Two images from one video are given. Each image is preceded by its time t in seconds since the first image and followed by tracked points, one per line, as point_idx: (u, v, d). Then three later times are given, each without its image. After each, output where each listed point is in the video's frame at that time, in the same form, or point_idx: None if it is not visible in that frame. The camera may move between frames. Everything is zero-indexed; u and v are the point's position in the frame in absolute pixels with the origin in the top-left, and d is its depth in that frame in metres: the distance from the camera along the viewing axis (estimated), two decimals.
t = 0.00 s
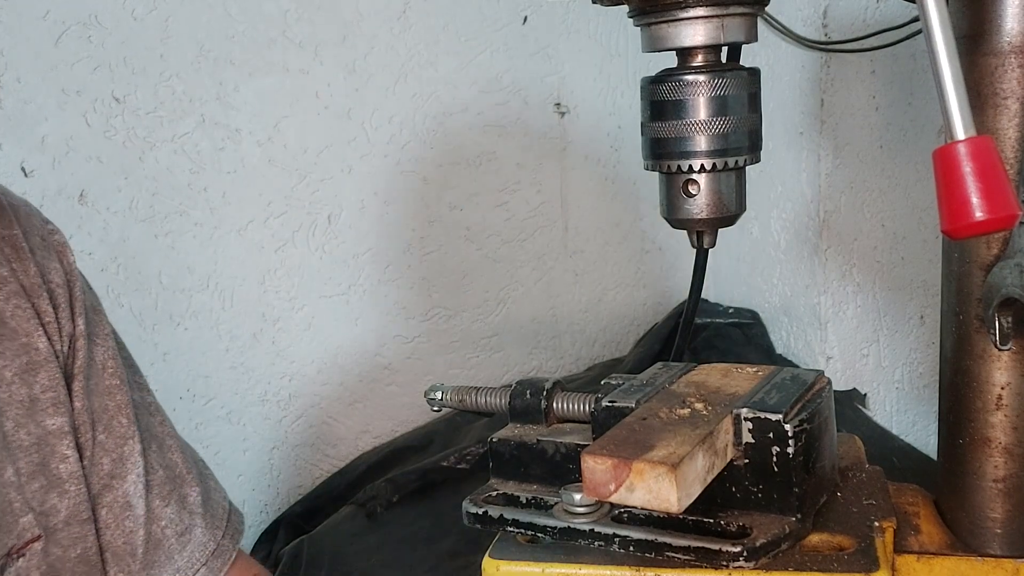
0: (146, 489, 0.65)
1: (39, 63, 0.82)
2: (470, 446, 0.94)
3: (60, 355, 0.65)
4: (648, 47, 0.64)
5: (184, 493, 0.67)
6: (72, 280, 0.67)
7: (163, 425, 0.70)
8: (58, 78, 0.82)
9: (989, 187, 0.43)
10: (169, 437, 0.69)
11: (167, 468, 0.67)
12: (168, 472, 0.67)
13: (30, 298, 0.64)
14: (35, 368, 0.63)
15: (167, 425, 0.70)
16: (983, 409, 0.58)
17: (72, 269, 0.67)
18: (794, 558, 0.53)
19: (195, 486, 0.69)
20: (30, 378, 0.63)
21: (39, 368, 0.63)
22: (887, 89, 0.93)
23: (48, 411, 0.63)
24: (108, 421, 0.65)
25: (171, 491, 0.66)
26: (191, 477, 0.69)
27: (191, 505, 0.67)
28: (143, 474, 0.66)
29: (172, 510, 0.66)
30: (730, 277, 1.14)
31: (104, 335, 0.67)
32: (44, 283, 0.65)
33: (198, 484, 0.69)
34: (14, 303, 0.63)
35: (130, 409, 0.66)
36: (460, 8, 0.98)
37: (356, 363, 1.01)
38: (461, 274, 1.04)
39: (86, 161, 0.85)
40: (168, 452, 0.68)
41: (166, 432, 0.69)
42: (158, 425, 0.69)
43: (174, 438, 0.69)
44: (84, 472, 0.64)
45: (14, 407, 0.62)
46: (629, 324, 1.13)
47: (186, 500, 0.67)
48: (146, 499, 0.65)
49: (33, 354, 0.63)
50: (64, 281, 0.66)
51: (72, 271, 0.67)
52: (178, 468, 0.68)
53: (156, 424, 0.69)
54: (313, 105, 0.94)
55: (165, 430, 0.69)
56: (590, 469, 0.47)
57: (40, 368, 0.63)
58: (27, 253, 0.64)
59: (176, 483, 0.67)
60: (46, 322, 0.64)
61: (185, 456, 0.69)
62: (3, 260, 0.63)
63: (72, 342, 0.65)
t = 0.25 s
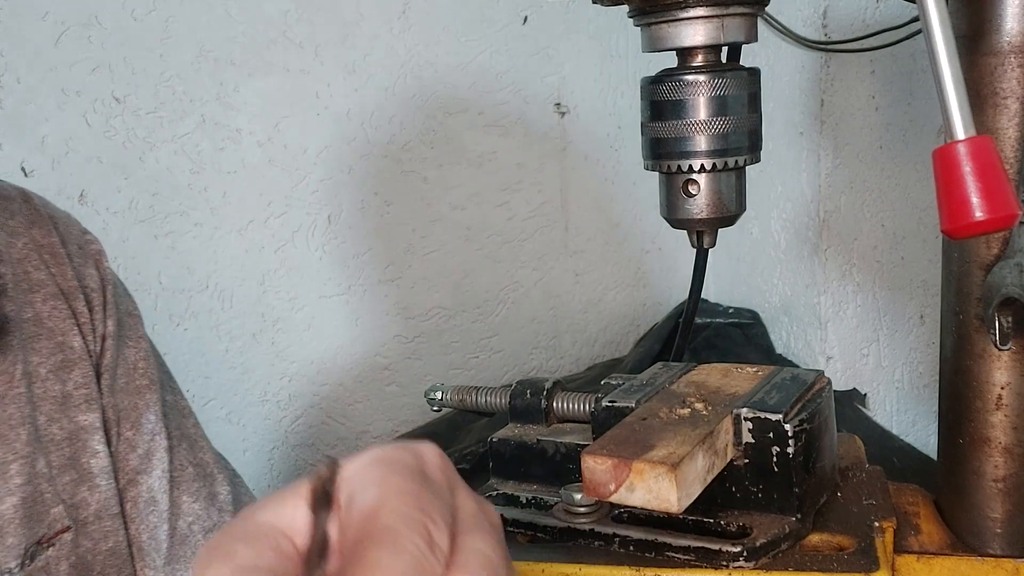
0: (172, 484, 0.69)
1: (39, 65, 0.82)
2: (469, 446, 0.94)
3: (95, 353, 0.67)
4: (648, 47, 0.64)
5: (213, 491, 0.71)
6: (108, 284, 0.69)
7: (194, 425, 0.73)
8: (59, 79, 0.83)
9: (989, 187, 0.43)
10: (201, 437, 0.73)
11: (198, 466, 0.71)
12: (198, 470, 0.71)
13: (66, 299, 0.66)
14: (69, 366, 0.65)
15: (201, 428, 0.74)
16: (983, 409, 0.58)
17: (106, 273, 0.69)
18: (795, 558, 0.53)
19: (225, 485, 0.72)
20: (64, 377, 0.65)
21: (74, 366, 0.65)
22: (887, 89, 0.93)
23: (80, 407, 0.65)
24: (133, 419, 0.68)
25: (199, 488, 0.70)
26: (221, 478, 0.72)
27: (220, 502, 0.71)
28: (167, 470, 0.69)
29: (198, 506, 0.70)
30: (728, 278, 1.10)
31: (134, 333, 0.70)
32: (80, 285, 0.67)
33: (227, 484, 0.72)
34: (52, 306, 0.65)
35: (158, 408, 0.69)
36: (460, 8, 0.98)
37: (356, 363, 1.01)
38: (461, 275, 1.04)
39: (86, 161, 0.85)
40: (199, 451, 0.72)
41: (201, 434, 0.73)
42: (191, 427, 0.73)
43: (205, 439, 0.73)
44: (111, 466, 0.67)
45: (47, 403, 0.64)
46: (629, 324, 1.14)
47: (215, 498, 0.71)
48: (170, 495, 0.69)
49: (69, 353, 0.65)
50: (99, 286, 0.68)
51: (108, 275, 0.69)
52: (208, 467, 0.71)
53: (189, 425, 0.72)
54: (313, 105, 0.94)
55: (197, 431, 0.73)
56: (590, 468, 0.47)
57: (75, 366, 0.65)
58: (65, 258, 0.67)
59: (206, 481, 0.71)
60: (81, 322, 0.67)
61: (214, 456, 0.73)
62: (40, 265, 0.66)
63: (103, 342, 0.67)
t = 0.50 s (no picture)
0: (213, 488, 0.73)
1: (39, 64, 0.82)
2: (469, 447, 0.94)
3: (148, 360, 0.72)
4: (648, 48, 0.64)
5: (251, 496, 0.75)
6: (162, 297, 0.74)
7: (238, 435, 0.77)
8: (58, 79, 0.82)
9: (990, 188, 0.43)
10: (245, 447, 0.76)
11: (239, 472, 0.74)
12: (239, 476, 0.74)
13: (127, 310, 0.71)
14: (126, 371, 0.69)
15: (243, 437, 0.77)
16: (983, 409, 0.58)
17: (162, 289, 0.74)
18: (795, 557, 0.53)
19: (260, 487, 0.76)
20: (122, 381, 0.69)
21: (130, 371, 0.69)
22: (887, 89, 0.93)
23: (137, 410, 0.69)
24: (179, 425, 0.72)
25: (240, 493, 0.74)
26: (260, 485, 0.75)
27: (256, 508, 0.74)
28: (208, 475, 0.72)
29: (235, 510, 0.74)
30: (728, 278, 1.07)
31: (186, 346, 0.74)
32: (138, 296, 0.72)
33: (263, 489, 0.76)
34: (112, 316, 0.70)
35: (205, 416, 0.73)
36: (460, 9, 0.99)
37: (357, 364, 1.01)
38: (461, 275, 1.04)
39: (85, 161, 0.85)
40: (242, 459, 0.75)
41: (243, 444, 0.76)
42: (235, 437, 0.76)
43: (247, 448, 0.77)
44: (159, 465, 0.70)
45: (104, 405, 0.67)
46: (629, 324, 1.14)
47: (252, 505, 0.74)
48: (211, 499, 0.72)
49: (127, 359, 0.69)
50: (155, 298, 0.74)
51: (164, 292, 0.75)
52: (250, 474, 0.75)
53: (233, 436, 0.76)
54: (312, 105, 0.94)
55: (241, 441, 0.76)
56: (590, 468, 0.47)
57: (131, 371, 0.69)
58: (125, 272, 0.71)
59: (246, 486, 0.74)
60: (139, 333, 0.71)
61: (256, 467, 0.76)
62: (103, 276, 0.70)
63: (155, 351, 0.72)
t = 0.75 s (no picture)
0: (241, 488, 0.74)
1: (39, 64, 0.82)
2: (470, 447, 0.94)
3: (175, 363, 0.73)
4: (647, 48, 0.64)
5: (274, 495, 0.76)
6: (190, 300, 0.75)
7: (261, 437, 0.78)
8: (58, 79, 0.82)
9: (990, 187, 0.42)
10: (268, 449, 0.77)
11: (263, 473, 0.76)
12: (263, 476, 0.75)
13: (157, 311, 0.72)
14: (156, 371, 0.70)
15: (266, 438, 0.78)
16: (983, 409, 0.58)
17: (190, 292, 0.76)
18: (795, 557, 0.53)
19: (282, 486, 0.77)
20: (151, 380, 0.70)
21: (160, 370, 0.71)
22: (887, 90, 0.93)
23: (165, 409, 0.70)
24: (205, 425, 0.73)
25: (264, 494, 0.75)
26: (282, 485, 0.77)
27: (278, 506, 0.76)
28: (233, 474, 0.73)
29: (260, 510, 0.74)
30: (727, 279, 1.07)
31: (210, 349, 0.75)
32: (167, 299, 0.74)
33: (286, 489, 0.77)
34: (142, 315, 0.71)
35: (229, 417, 0.74)
36: (460, 9, 0.98)
37: (358, 365, 1.01)
38: (461, 276, 1.04)
39: (85, 161, 0.85)
40: (265, 461, 0.76)
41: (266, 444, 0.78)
42: (257, 438, 0.77)
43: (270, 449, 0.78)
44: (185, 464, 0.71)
45: (135, 403, 0.68)
46: (629, 325, 1.14)
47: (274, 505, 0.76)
48: (235, 498, 0.73)
49: (156, 358, 0.71)
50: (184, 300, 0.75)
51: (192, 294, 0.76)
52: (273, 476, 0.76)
53: (256, 437, 0.77)
54: (312, 105, 0.94)
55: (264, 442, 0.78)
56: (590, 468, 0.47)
57: (161, 369, 0.71)
58: (155, 274, 0.73)
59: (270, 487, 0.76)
60: (169, 333, 0.73)
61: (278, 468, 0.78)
62: (134, 279, 0.72)
63: (184, 352, 0.73)
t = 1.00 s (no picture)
0: (252, 484, 0.73)
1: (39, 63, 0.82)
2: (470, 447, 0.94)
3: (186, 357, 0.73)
4: (647, 48, 0.64)
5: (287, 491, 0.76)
6: (204, 299, 0.75)
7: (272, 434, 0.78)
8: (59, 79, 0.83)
9: (990, 187, 0.43)
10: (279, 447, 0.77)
11: (275, 471, 0.76)
12: (275, 474, 0.75)
13: (171, 310, 0.72)
14: (169, 369, 0.70)
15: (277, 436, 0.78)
16: (983, 409, 0.58)
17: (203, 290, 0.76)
18: (795, 557, 0.53)
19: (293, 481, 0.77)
20: (165, 377, 0.70)
21: (174, 367, 0.71)
22: (887, 89, 0.93)
23: (178, 407, 0.70)
24: (218, 422, 0.73)
25: (276, 491, 0.75)
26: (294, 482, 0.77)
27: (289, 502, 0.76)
28: (246, 471, 0.73)
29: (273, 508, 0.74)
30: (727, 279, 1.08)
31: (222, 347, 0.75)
32: (181, 298, 0.74)
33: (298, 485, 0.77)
34: (157, 314, 0.71)
35: (240, 415, 0.74)
36: (461, 9, 0.98)
37: (358, 365, 1.01)
38: (462, 276, 1.04)
39: (86, 162, 0.85)
40: (277, 458, 0.76)
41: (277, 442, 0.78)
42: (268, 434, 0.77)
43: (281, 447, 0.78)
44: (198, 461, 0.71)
45: (149, 400, 0.68)
46: (629, 325, 1.14)
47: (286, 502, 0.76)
48: (247, 495, 0.73)
49: (169, 356, 0.71)
50: (197, 299, 0.75)
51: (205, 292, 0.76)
52: (285, 473, 0.76)
53: (268, 433, 0.77)
54: (312, 106, 0.94)
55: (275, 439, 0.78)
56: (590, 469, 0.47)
57: (175, 367, 0.71)
58: (169, 273, 0.73)
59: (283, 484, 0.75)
60: (183, 331, 0.73)
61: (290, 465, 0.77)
62: (148, 277, 0.72)
63: (197, 351, 0.73)
